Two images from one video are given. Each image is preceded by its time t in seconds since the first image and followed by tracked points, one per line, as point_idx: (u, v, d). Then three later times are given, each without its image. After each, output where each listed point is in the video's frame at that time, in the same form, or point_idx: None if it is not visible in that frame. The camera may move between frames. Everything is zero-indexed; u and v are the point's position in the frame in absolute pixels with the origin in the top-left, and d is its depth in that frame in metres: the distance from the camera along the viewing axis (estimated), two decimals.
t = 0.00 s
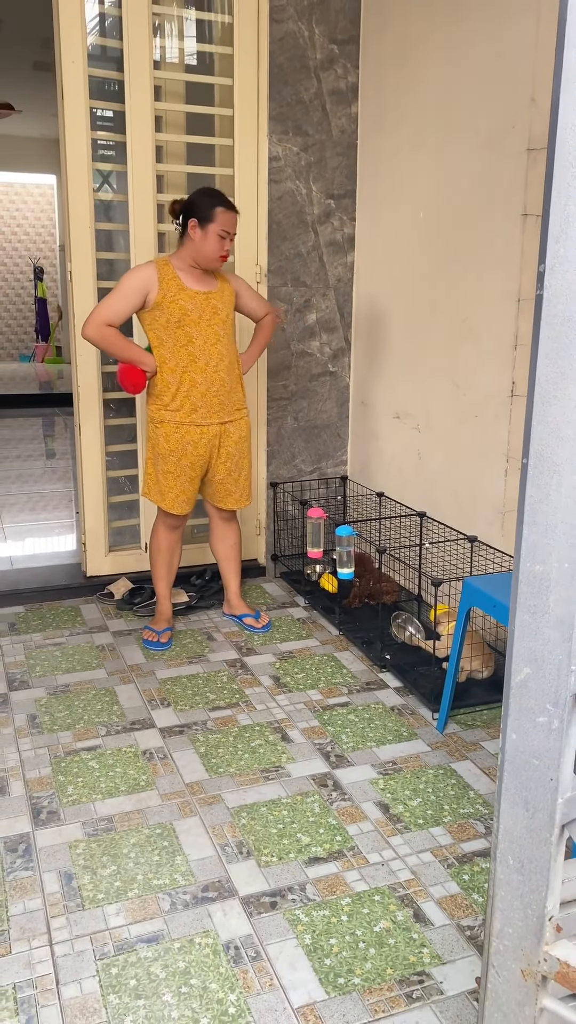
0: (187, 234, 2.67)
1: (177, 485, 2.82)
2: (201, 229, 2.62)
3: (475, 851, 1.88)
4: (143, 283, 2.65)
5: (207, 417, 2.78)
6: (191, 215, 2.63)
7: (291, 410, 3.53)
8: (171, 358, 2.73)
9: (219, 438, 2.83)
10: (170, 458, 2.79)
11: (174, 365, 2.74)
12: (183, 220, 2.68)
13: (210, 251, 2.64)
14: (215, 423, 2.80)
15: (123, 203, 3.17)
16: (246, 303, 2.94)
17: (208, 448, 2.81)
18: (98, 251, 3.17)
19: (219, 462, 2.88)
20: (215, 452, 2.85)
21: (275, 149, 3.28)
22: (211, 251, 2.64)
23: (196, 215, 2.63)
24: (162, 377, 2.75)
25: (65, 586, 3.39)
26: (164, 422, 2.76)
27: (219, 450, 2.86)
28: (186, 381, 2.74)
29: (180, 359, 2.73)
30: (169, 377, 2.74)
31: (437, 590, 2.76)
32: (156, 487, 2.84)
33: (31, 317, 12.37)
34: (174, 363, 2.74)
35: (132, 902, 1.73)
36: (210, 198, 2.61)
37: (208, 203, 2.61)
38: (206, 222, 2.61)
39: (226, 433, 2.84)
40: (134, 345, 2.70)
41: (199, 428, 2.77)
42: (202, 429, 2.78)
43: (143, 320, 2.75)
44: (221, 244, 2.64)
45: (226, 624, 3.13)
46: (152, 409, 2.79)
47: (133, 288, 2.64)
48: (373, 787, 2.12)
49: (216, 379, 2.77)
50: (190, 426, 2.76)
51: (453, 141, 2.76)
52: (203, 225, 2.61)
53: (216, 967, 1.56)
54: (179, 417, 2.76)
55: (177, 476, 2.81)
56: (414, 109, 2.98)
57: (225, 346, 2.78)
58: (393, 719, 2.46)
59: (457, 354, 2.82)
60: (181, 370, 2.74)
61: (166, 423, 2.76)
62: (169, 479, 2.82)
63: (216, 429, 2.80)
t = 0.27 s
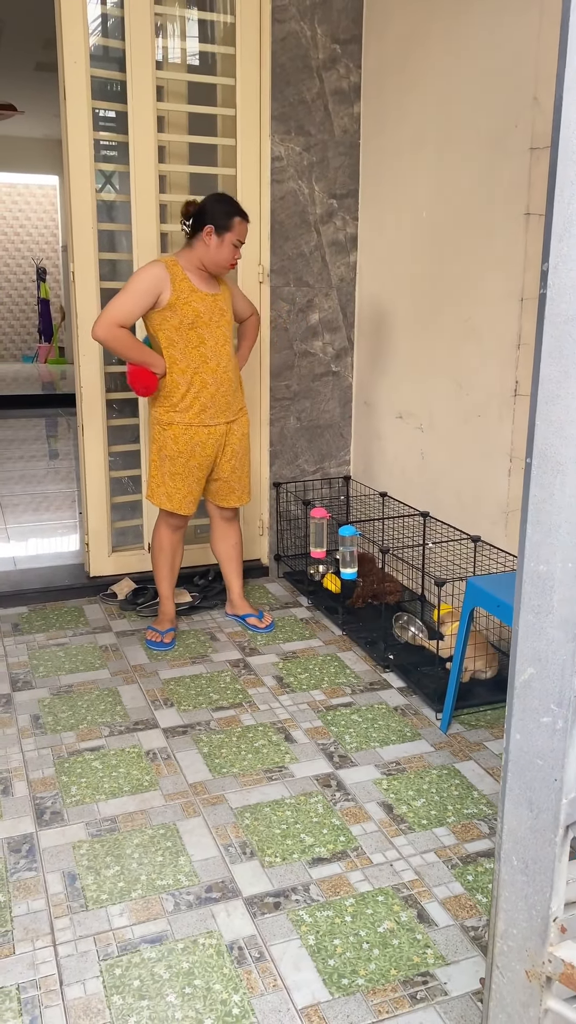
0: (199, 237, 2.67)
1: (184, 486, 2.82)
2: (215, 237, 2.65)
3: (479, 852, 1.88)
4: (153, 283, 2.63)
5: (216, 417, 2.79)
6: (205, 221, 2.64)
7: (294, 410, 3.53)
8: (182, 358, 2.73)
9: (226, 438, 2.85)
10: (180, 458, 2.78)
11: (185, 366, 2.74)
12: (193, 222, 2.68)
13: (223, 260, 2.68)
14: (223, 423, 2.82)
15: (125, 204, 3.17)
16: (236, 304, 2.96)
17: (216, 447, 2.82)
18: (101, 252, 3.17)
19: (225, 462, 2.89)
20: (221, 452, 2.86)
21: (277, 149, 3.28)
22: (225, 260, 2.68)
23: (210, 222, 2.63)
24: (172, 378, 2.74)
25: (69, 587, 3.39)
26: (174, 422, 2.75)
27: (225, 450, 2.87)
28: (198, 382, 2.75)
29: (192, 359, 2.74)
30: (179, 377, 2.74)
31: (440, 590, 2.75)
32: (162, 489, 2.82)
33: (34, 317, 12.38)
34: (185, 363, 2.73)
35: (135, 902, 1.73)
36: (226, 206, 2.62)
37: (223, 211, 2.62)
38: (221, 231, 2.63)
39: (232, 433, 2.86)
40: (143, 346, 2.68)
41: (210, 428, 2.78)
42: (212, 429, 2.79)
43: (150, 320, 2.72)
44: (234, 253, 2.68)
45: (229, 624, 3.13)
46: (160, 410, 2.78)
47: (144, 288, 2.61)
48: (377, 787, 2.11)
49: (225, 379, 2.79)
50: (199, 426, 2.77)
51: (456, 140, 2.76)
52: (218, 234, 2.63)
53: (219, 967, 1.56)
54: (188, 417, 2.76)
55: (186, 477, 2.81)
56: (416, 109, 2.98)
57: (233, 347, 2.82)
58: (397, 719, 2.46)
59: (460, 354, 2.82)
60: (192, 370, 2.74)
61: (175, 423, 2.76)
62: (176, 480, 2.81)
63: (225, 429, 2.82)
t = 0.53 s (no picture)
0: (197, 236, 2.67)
1: (185, 486, 2.82)
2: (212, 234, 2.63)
3: (482, 852, 1.88)
4: (155, 282, 2.63)
5: (217, 417, 2.79)
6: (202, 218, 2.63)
7: (296, 410, 3.53)
8: (183, 358, 2.73)
9: (228, 438, 2.85)
10: (180, 458, 2.78)
11: (186, 366, 2.73)
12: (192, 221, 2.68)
13: (220, 258, 2.66)
14: (224, 424, 2.81)
15: (127, 204, 3.17)
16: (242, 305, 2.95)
17: (217, 447, 2.82)
18: (103, 252, 3.17)
19: (227, 462, 2.89)
20: (222, 452, 2.86)
21: (279, 149, 3.28)
22: (223, 259, 2.66)
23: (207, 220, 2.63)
24: (173, 378, 2.74)
25: (71, 587, 3.39)
26: (175, 423, 2.76)
27: (226, 450, 2.87)
28: (198, 382, 2.75)
29: (192, 359, 2.73)
30: (180, 377, 2.74)
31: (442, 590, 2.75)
32: (163, 489, 2.83)
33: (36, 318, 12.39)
34: (185, 363, 2.73)
35: (138, 903, 1.72)
36: (222, 202, 2.61)
37: (219, 208, 2.61)
38: (217, 228, 2.62)
39: (234, 433, 2.86)
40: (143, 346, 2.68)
41: (210, 428, 2.78)
42: (212, 429, 2.79)
43: (152, 320, 2.72)
44: (232, 251, 2.66)
45: (231, 624, 3.13)
46: (161, 410, 2.78)
47: (147, 288, 2.61)
48: (379, 788, 2.11)
49: (226, 379, 2.79)
50: (199, 426, 2.77)
51: (458, 140, 2.75)
52: (214, 231, 2.62)
53: (222, 967, 1.55)
54: (189, 417, 2.76)
55: (186, 477, 2.81)
56: (418, 108, 2.98)
57: (234, 346, 2.80)
58: (399, 719, 2.45)
59: (462, 354, 2.82)
60: (192, 370, 2.74)
61: (176, 424, 2.76)
62: (177, 480, 2.81)
63: (226, 429, 2.82)
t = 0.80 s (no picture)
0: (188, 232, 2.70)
1: (182, 485, 2.83)
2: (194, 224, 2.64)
3: (483, 851, 1.88)
4: (153, 283, 2.66)
5: (213, 417, 2.77)
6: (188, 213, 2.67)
7: (297, 410, 3.53)
8: (178, 358, 2.73)
9: (225, 440, 2.83)
10: (176, 457, 2.79)
11: (181, 365, 2.73)
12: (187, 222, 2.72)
13: (199, 244, 2.64)
14: (221, 425, 2.79)
15: (129, 204, 3.17)
16: (257, 306, 2.94)
17: (214, 448, 2.81)
18: (104, 252, 3.18)
19: (225, 463, 2.88)
20: (221, 453, 2.85)
21: (280, 149, 3.28)
22: (199, 245, 2.64)
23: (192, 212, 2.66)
24: (169, 377, 2.75)
25: (72, 587, 3.39)
26: (170, 422, 2.77)
27: (225, 451, 2.85)
28: (193, 381, 2.74)
29: (188, 359, 2.73)
30: (175, 377, 2.74)
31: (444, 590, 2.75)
32: (162, 487, 2.85)
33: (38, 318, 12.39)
34: (181, 363, 2.73)
35: (140, 902, 1.73)
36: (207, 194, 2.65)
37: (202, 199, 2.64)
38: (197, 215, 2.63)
39: (233, 435, 2.83)
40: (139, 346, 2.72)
41: (205, 429, 2.77)
42: (208, 430, 2.78)
43: (152, 320, 2.75)
44: (209, 236, 2.63)
45: (233, 624, 3.13)
46: (158, 409, 2.80)
47: (143, 288, 2.65)
48: (381, 787, 2.11)
49: (222, 379, 2.76)
50: (195, 426, 2.76)
51: (459, 140, 2.75)
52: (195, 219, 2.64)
53: (224, 966, 1.56)
54: (184, 417, 2.76)
55: (183, 476, 2.82)
56: (419, 108, 2.98)
57: (233, 347, 2.77)
58: (401, 719, 2.45)
59: (463, 354, 2.82)
60: (187, 369, 2.73)
61: (171, 423, 2.77)
62: (175, 479, 2.82)
63: (222, 430, 2.80)
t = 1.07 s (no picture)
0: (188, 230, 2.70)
1: (182, 485, 2.84)
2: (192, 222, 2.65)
3: (485, 852, 1.88)
4: (152, 285, 2.69)
5: (211, 418, 2.77)
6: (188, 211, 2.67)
7: (299, 411, 3.54)
8: (176, 359, 2.74)
9: (224, 440, 2.83)
10: (174, 458, 2.80)
11: (179, 366, 2.74)
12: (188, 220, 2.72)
13: (197, 244, 2.65)
14: (219, 425, 2.79)
15: (130, 205, 3.17)
16: (265, 305, 2.94)
17: (212, 448, 2.80)
18: (105, 253, 3.18)
19: (225, 464, 2.87)
20: (220, 453, 2.84)
21: (281, 150, 3.29)
22: (197, 244, 2.64)
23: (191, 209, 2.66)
24: (168, 378, 2.76)
25: (74, 588, 3.40)
26: (168, 422, 2.77)
27: (224, 452, 2.85)
28: (190, 382, 2.74)
29: (185, 360, 2.74)
30: (174, 377, 2.75)
31: (445, 591, 2.75)
32: (161, 487, 2.86)
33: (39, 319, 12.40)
34: (179, 364, 2.74)
35: (142, 902, 1.73)
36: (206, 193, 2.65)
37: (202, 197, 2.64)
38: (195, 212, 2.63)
39: (232, 436, 2.83)
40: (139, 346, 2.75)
41: (203, 429, 2.77)
42: (206, 430, 2.78)
43: (153, 320, 2.77)
44: (206, 235, 2.63)
45: (234, 625, 3.13)
46: (158, 409, 2.81)
47: (141, 288, 2.68)
48: (383, 788, 2.11)
49: (220, 380, 2.76)
50: (193, 427, 2.77)
51: (461, 141, 2.76)
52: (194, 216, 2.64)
53: (226, 966, 1.56)
54: (182, 417, 2.76)
55: (182, 477, 2.82)
56: (420, 109, 2.99)
57: (232, 347, 2.77)
58: (402, 720, 2.45)
59: (464, 355, 2.83)
60: (185, 370, 2.74)
61: (170, 424, 2.77)
62: (173, 479, 2.83)
63: (221, 431, 2.80)
